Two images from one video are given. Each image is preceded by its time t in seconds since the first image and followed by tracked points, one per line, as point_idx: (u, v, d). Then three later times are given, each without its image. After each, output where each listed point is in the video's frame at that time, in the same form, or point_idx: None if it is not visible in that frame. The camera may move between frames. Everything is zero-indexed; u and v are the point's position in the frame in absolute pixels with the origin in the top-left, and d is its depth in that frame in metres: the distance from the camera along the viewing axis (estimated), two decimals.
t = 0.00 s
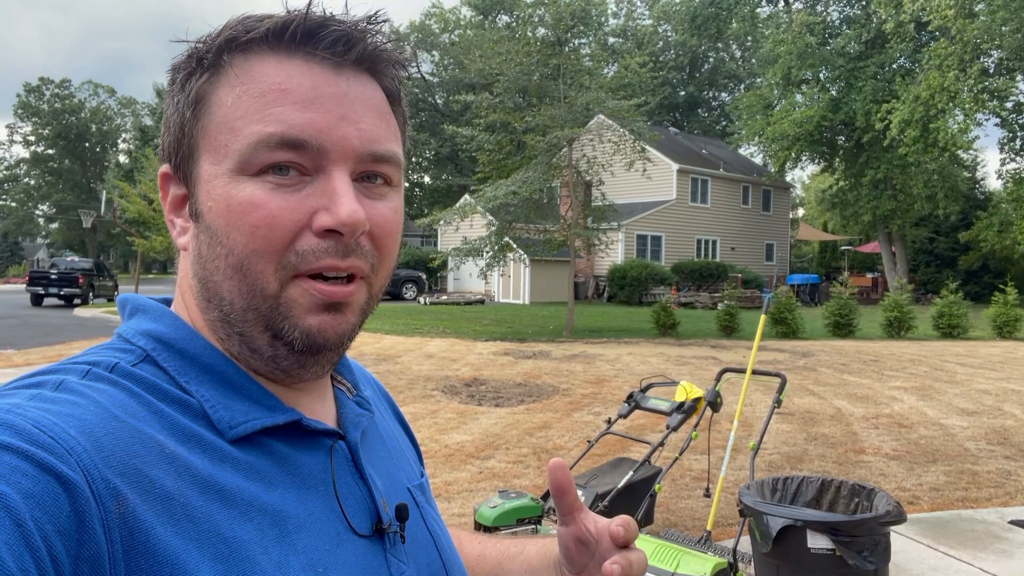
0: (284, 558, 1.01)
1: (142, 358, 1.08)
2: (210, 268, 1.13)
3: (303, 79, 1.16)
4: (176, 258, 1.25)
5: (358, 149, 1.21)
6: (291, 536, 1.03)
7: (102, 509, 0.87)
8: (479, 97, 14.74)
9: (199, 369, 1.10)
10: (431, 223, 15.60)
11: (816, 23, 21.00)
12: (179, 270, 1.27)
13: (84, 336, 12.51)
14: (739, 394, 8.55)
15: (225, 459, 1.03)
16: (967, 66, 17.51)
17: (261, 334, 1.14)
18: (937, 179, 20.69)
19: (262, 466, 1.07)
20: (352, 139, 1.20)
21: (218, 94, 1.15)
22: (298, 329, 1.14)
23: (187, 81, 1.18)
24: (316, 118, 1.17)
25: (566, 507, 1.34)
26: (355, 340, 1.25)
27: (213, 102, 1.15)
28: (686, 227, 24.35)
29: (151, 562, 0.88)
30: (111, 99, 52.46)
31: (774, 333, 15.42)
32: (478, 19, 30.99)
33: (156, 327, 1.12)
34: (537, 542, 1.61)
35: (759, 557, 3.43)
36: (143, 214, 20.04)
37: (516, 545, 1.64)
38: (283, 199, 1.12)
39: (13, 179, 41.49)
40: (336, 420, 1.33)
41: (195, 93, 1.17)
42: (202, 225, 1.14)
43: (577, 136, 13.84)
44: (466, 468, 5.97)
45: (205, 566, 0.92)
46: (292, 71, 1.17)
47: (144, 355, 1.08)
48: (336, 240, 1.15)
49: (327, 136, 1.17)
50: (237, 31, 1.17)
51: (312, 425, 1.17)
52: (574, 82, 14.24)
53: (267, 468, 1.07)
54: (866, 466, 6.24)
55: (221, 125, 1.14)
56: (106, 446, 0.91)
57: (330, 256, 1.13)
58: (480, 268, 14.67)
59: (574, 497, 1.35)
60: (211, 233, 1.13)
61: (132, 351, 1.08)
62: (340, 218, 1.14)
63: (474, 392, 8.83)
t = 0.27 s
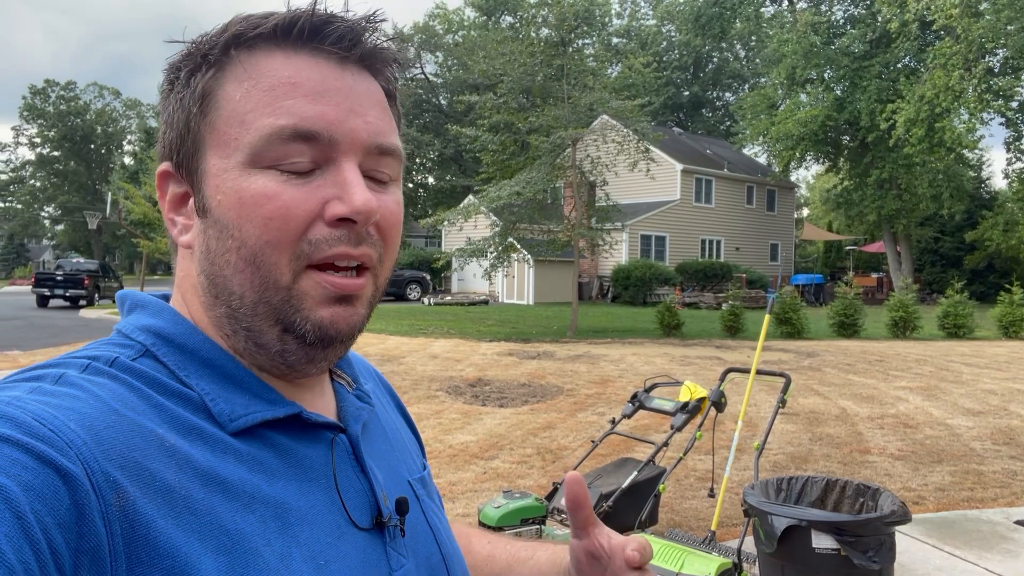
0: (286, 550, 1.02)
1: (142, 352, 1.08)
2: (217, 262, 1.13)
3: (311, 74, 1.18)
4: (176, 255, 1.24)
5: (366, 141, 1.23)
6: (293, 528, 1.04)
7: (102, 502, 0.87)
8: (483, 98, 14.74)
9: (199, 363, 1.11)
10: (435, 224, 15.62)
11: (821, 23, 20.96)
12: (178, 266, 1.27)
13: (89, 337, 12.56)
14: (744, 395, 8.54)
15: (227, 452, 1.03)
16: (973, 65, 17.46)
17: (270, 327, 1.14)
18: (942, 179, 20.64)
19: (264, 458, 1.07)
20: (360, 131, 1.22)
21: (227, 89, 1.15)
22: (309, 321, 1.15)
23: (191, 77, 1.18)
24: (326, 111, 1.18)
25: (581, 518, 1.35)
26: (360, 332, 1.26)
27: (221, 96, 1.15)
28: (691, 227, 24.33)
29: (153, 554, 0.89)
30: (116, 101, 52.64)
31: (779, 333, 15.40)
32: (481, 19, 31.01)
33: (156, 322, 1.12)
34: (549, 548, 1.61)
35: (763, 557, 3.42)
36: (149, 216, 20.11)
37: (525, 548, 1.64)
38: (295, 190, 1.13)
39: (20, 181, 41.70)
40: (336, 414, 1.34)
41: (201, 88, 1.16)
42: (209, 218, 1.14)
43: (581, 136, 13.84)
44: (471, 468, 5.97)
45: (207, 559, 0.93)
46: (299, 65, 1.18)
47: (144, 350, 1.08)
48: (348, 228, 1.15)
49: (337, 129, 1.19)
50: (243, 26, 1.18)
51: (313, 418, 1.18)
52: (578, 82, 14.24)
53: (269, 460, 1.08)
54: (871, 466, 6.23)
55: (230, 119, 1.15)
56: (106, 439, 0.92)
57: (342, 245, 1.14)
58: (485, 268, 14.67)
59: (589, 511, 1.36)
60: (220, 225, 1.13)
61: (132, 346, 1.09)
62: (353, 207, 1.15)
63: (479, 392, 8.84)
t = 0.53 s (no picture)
0: (286, 549, 1.02)
1: (137, 353, 1.08)
2: (242, 260, 1.13)
3: (361, 88, 1.19)
4: (181, 248, 1.23)
5: (401, 160, 1.25)
6: (292, 527, 1.04)
7: (98, 506, 0.87)
8: (488, 97, 14.73)
9: (197, 365, 1.10)
10: (440, 223, 15.62)
11: (828, 21, 20.90)
12: (181, 262, 1.26)
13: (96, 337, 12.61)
14: (750, 394, 8.52)
15: (226, 452, 1.03)
16: (980, 62, 17.38)
17: (288, 329, 1.14)
18: (950, 177, 20.55)
19: (263, 459, 1.07)
20: (398, 150, 1.24)
21: (271, 91, 1.15)
22: (330, 325, 1.15)
23: (234, 72, 1.15)
24: (372, 126, 1.20)
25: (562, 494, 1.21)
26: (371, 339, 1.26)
27: (265, 98, 1.14)
28: (697, 226, 24.27)
29: (149, 558, 0.89)
30: (124, 102, 52.87)
31: (786, 332, 15.35)
32: (487, 18, 31.02)
33: (152, 324, 1.12)
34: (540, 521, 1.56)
35: (770, 556, 3.41)
36: (156, 216, 20.20)
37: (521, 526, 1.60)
38: (335, 199, 1.14)
39: (29, 182, 41.95)
40: (334, 413, 1.33)
41: (245, 87, 1.15)
42: (238, 215, 1.13)
43: (586, 135, 13.84)
44: (476, 467, 5.97)
45: (208, 562, 0.93)
46: (349, 79, 1.19)
47: (141, 351, 1.08)
48: (378, 241, 1.16)
49: (381, 144, 1.20)
50: (299, 33, 1.18)
51: (312, 419, 1.18)
52: (583, 81, 14.24)
53: (267, 461, 1.08)
54: (878, 465, 6.20)
55: (275, 120, 1.14)
56: (102, 442, 0.91)
57: (371, 256, 1.15)
58: (490, 268, 14.68)
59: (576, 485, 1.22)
60: (249, 224, 1.12)
61: (128, 348, 1.09)
62: (387, 220, 1.17)
63: (485, 392, 8.84)
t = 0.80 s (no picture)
0: (290, 549, 1.01)
1: (144, 350, 1.08)
2: (252, 261, 1.12)
3: (398, 106, 1.19)
4: (201, 238, 1.23)
5: (427, 183, 1.24)
6: (296, 526, 1.04)
7: (103, 502, 0.87)
8: (493, 95, 14.72)
9: (203, 362, 1.10)
10: (445, 221, 15.63)
11: (834, 18, 20.83)
12: (197, 253, 1.26)
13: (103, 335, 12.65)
14: (756, 392, 8.51)
15: (231, 450, 1.03)
16: (987, 59, 17.29)
17: (288, 335, 1.13)
18: (957, 175, 20.48)
19: (269, 456, 1.07)
20: (425, 173, 1.24)
21: (309, 99, 1.15)
22: (331, 337, 1.14)
23: (277, 72, 1.17)
24: (403, 145, 1.19)
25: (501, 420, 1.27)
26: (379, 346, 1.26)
27: (301, 107, 1.14)
28: (702, 224, 24.22)
29: (153, 555, 0.89)
30: (131, 101, 53.03)
31: (792, 330, 15.31)
32: (492, 17, 31.00)
33: (160, 320, 1.12)
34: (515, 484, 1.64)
35: (776, 555, 3.40)
36: (162, 214, 20.26)
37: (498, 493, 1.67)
38: (353, 213, 1.13)
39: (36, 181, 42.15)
40: (340, 410, 1.33)
41: (286, 89, 1.15)
42: (259, 214, 1.13)
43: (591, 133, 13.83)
44: (482, 465, 5.97)
45: (213, 560, 0.93)
46: (386, 97, 1.19)
47: (147, 347, 1.08)
48: (390, 261, 1.16)
49: (407, 165, 1.20)
50: (345, 45, 1.19)
51: (316, 417, 1.17)
52: (588, 79, 14.21)
53: (273, 459, 1.07)
54: (884, 463, 6.18)
55: (308, 130, 1.14)
56: (109, 439, 0.91)
57: (380, 274, 1.15)
58: (495, 266, 14.68)
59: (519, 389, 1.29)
60: (268, 224, 1.12)
61: (135, 343, 1.09)
62: (402, 243, 1.16)
63: (490, 390, 8.85)
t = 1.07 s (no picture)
0: (288, 545, 1.01)
1: (143, 346, 1.07)
2: (241, 262, 1.12)
3: (375, 97, 1.16)
4: (194, 238, 1.23)
5: (413, 173, 1.22)
6: (295, 522, 1.03)
7: (102, 499, 0.87)
8: (495, 96, 14.71)
9: (203, 359, 1.10)
10: (448, 223, 15.64)
11: (836, 16, 20.79)
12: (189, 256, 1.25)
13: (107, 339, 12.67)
14: (761, 391, 8.47)
15: (230, 447, 1.03)
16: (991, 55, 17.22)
17: (283, 336, 1.13)
18: (961, 172, 20.41)
19: (267, 452, 1.07)
20: (409, 162, 1.21)
21: (284, 92, 1.13)
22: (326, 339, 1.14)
23: (248, 71, 1.14)
24: (383, 136, 1.17)
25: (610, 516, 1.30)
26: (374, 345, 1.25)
27: (277, 101, 1.13)
28: (706, 223, 24.17)
29: (151, 552, 0.88)
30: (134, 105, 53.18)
31: (796, 329, 15.27)
32: (494, 18, 31.01)
33: (160, 317, 1.11)
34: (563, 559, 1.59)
35: (781, 554, 3.38)
36: (166, 218, 20.29)
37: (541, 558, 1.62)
38: (339, 211, 1.12)
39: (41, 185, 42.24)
40: (340, 407, 1.33)
41: (259, 86, 1.13)
42: (243, 218, 1.12)
43: (593, 133, 13.81)
44: (485, 466, 5.97)
45: (210, 554, 0.92)
46: (364, 84, 1.16)
47: (146, 344, 1.08)
48: (379, 259, 1.14)
49: (389, 157, 1.18)
50: (316, 36, 1.17)
51: (316, 414, 1.17)
52: (590, 78, 14.19)
53: (272, 454, 1.07)
54: (890, 462, 6.15)
55: (283, 127, 1.12)
56: (106, 435, 0.91)
57: (372, 273, 1.13)
58: (499, 266, 14.67)
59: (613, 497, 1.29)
60: (253, 229, 1.11)
61: (133, 340, 1.08)
62: (388, 238, 1.15)
63: (493, 391, 8.84)
